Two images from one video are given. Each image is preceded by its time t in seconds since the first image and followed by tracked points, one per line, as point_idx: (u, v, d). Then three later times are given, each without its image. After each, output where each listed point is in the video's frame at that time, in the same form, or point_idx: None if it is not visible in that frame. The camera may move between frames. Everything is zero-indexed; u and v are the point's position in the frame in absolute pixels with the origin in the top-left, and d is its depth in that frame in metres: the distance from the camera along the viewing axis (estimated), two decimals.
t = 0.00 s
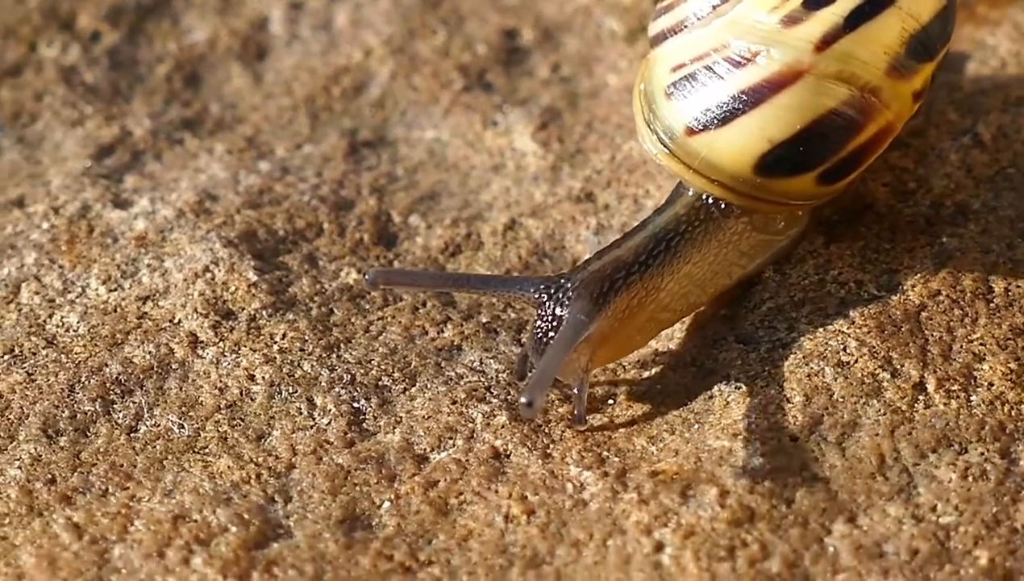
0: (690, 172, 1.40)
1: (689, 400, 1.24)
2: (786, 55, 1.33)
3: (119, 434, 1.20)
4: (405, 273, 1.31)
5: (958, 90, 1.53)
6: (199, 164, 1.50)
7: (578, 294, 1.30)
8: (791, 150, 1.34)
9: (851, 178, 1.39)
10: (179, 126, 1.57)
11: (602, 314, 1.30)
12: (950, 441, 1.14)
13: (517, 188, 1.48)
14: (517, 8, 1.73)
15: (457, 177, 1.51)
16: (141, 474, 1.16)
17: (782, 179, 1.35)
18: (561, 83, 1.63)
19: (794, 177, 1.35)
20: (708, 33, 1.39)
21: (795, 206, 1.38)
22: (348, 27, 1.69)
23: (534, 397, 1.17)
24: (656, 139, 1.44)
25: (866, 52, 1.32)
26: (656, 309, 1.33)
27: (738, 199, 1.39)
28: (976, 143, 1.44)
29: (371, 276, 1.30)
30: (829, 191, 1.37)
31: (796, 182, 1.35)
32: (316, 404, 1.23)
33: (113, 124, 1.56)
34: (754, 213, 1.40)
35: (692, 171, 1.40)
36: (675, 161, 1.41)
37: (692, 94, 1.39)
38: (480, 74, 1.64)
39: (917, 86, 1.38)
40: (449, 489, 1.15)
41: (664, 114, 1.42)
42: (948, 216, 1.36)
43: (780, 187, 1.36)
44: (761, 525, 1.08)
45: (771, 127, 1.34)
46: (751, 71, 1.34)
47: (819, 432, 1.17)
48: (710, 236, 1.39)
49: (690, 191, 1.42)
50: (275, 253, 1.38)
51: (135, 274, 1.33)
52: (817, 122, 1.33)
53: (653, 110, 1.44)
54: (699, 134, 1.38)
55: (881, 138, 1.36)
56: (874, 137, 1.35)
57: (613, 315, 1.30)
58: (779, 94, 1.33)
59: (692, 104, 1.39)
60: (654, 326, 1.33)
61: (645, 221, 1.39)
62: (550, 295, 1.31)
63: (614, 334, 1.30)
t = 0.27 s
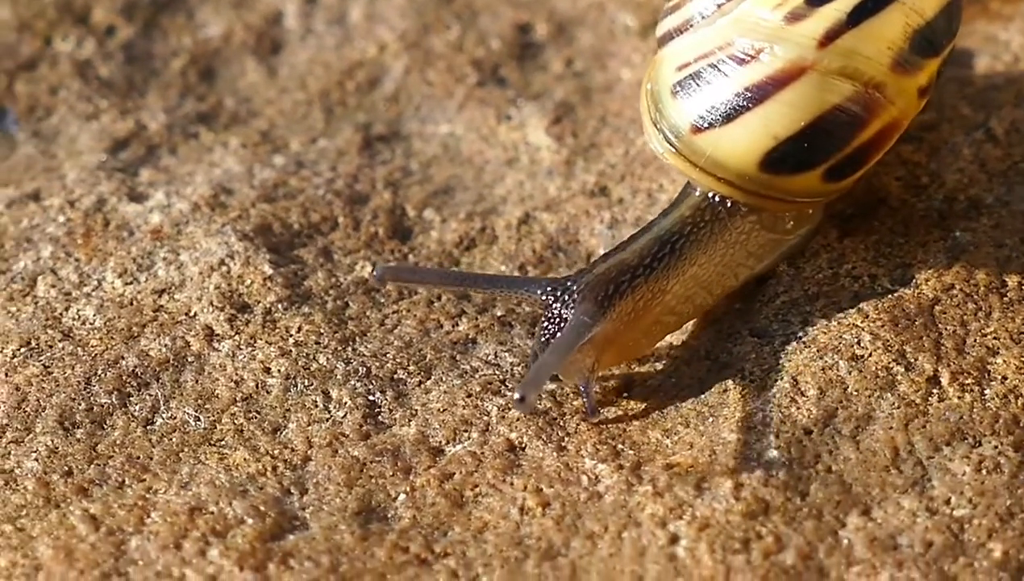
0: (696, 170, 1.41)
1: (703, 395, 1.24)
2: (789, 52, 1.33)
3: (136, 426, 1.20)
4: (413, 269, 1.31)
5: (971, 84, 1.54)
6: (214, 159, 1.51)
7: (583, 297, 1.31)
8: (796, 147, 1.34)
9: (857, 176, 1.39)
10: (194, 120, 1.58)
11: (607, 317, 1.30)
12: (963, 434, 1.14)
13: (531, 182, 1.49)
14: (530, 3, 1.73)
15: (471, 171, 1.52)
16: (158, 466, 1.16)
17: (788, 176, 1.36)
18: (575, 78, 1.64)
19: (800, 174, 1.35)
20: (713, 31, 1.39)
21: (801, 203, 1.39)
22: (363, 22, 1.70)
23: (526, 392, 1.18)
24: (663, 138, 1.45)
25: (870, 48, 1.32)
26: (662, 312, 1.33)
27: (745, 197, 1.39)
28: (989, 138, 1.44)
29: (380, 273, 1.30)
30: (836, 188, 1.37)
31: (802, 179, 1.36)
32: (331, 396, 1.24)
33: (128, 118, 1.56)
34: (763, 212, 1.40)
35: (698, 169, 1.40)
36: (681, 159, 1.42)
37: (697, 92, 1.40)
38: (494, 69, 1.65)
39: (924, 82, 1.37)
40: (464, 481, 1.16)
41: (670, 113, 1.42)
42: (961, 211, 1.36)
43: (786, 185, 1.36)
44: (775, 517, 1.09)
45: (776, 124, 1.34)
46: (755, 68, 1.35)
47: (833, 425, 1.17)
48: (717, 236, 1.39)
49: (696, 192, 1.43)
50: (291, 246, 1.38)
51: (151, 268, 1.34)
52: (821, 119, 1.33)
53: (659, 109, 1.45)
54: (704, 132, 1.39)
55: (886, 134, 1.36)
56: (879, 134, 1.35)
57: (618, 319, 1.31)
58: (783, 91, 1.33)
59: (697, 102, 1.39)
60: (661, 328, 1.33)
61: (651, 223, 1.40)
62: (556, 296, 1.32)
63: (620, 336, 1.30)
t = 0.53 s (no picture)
0: (703, 167, 1.40)
1: (716, 390, 1.25)
2: (793, 45, 1.33)
3: (150, 420, 1.21)
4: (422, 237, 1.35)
5: (982, 81, 1.54)
6: (227, 154, 1.52)
7: (588, 276, 1.34)
8: (803, 140, 1.33)
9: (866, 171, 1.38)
10: (207, 116, 1.58)
11: (611, 299, 1.33)
12: (976, 428, 1.15)
13: (544, 178, 1.50)
14: None
15: (483, 167, 1.53)
16: (172, 460, 1.17)
17: (795, 170, 1.35)
18: (587, 74, 1.64)
19: (808, 167, 1.34)
20: (717, 28, 1.40)
21: (810, 198, 1.37)
22: (375, 18, 1.70)
23: (522, 347, 1.23)
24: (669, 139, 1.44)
25: (873, 39, 1.32)
26: (666, 303, 1.34)
27: (753, 193, 1.38)
28: (1000, 133, 1.44)
29: (387, 235, 1.33)
30: (843, 183, 1.36)
31: (809, 173, 1.35)
32: (344, 391, 1.24)
33: (141, 114, 1.57)
34: (771, 209, 1.40)
35: (705, 166, 1.40)
36: (688, 158, 1.41)
37: (703, 90, 1.39)
38: (506, 65, 1.65)
39: (928, 75, 1.37)
40: (478, 475, 1.17)
41: (676, 111, 1.42)
42: (973, 206, 1.36)
43: (794, 179, 1.35)
44: (788, 512, 1.09)
45: (782, 117, 1.33)
46: (759, 63, 1.34)
47: (846, 420, 1.17)
48: (724, 232, 1.39)
49: (704, 189, 1.43)
50: (304, 242, 1.39)
51: (165, 263, 1.35)
52: (828, 111, 1.32)
53: (665, 109, 1.44)
54: (711, 128, 1.38)
55: (893, 127, 1.36)
56: (886, 126, 1.35)
57: (622, 303, 1.33)
58: (788, 84, 1.33)
59: (702, 99, 1.39)
60: (666, 320, 1.35)
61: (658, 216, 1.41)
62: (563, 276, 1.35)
63: (622, 321, 1.33)
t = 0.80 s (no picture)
0: (715, 165, 1.40)
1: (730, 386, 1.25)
2: (802, 40, 1.34)
3: (165, 416, 1.21)
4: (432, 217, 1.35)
5: (995, 77, 1.55)
6: (241, 150, 1.53)
7: (596, 264, 1.35)
8: (813, 135, 1.34)
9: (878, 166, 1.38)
10: (221, 112, 1.59)
11: (617, 288, 1.33)
12: (988, 424, 1.15)
13: (557, 174, 1.51)
14: None
15: (496, 164, 1.53)
16: (187, 455, 1.17)
17: (806, 165, 1.35)
18: (600, 70, 1.64)
19: (818, 162, 1.34)
20: (726, 26, 1.41)
21: (822, 193, 1.38)
22: (388, 15, 1.71)
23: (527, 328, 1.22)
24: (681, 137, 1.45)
25: (881, 33, 1.32)
26: (672, 296, 1.35)
27: (764, 189, 1.39)
28: (1013, 130, 1.45)
29: (398, 215, 1.33)
30: (854, 178, 1.36)
31: (820, 168, 1.35)
32: (358, 386, 1.25)
33: (155, 110, 1.58)
34: (782, 206, 1.40)
35: (717, 164, 1.40)
36: (699, 156, 1.41)
37: (712, 87, 1.40)
38: (519, 61, 1.65)
39: (937, 68, 1.37)
40: (492, 471, 1.17)
41: (686, 109, 1.42)
42: (985, 203, 1.36)
43: (805, 175, 1.36)
44: (802, 507, 1.10)
45: (792, 112, 1.34)
46: (767, 59, 1.35)
47: (859, 416, 1.18)
48: (732, 230, 1.39)
49: (713, 185, 1.43)
50: (318, 238, 1.40)
51: (179, 259, 1.35)
52: (837, 106, 1.33)
53: (676, 107, 1.45)
54: (721, 125, 1.38)
55: (904, 121, 1.36)
56: (896, 120, 1.35)
57: (628, 294, 1.33)
58: (797, 79, 1.33)
59: (712, 96, 1.39)
60: (672, 313, 1.35)
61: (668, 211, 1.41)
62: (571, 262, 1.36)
63: (627, 313, 1.33)
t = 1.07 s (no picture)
0: (718, 162, 1.40)
1: (739, 382, 1.25)
2: (804, 35, 1.33)
3: (174, 412, 1.21)
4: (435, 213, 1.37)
5: (1004, 74, 1.55)
6: (250, 147, 1.53)
7: (594, 258, 1.35)
8: (816, 130, 1.33)
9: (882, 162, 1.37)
10: (231, 109, 1.60)
11: (613, 282, 1.34)
12: (997, 421, 1.15)
13: (566, 171, 1.51)
14: None
15: (505, 160, 1.54)
16: (196, 451, 1.17)
17: (810, 160, 1.34)
18: (609, 67, 1.65)
19: (822, 157, 1.34)
20: (729, 22, 1.40)
21: (827, 190, 1.37)
22: (398, 12, 1.72)
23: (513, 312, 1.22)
24: (684, 136, 1.44)
25: (883, 27, 1.32)
26: (671, 292, 1.35)
27: (768, 186, 1.38)
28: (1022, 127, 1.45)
29: (400, 211, 1.35)
30: (859, 174, 1.36)
31: (824, 164, 1.34)
32: (368, 382, 1.25)
33: (165, 106, 1.58)
34: (786, 203, 1.40)
35: (721, 161, 1.40)
36: (703, 153, 1.41)
37: (716, 84, 1.39)
38: (528, 58, 1.66)
39: (940, 62, 1.37)
40: (501, 467, 1.17)
41: (690, 106, 1.42)
42: (995, 200, 1.36)
43: (809, 170, 1.35)
44: (810, 504, 1.10)
45: (795, 107, 1.33)
46: (770, 54, 1.35)
47: (868, 412, 1.18)
48: (733, 227, 1.39)
49: (717, 183, 1.43)
50: (327, 234, 1.40)
51: (189, 255, 1.35)
52: (840, 100, 1.32)
53: (679, 105, 1.45)
54: (724, 122, 1.38)
55: (907, 116, 1.35)
56: (900, 114, 1.34)
57: (625, 289, 1.34)
58: (800, 74, 1.33)
59: (715, 93, 1.39)
60: (670, 309, 1.35)
61: (670, 208, 1.42)
62: (569, 255, 1.37)
63: (623, 307, 1.33)
